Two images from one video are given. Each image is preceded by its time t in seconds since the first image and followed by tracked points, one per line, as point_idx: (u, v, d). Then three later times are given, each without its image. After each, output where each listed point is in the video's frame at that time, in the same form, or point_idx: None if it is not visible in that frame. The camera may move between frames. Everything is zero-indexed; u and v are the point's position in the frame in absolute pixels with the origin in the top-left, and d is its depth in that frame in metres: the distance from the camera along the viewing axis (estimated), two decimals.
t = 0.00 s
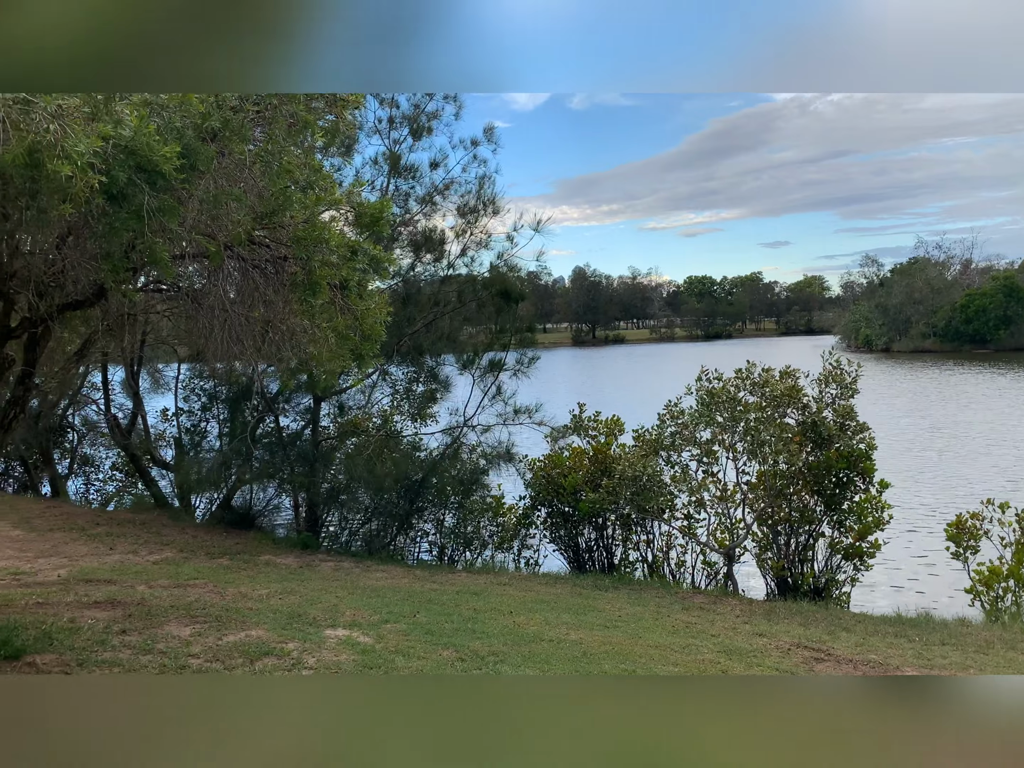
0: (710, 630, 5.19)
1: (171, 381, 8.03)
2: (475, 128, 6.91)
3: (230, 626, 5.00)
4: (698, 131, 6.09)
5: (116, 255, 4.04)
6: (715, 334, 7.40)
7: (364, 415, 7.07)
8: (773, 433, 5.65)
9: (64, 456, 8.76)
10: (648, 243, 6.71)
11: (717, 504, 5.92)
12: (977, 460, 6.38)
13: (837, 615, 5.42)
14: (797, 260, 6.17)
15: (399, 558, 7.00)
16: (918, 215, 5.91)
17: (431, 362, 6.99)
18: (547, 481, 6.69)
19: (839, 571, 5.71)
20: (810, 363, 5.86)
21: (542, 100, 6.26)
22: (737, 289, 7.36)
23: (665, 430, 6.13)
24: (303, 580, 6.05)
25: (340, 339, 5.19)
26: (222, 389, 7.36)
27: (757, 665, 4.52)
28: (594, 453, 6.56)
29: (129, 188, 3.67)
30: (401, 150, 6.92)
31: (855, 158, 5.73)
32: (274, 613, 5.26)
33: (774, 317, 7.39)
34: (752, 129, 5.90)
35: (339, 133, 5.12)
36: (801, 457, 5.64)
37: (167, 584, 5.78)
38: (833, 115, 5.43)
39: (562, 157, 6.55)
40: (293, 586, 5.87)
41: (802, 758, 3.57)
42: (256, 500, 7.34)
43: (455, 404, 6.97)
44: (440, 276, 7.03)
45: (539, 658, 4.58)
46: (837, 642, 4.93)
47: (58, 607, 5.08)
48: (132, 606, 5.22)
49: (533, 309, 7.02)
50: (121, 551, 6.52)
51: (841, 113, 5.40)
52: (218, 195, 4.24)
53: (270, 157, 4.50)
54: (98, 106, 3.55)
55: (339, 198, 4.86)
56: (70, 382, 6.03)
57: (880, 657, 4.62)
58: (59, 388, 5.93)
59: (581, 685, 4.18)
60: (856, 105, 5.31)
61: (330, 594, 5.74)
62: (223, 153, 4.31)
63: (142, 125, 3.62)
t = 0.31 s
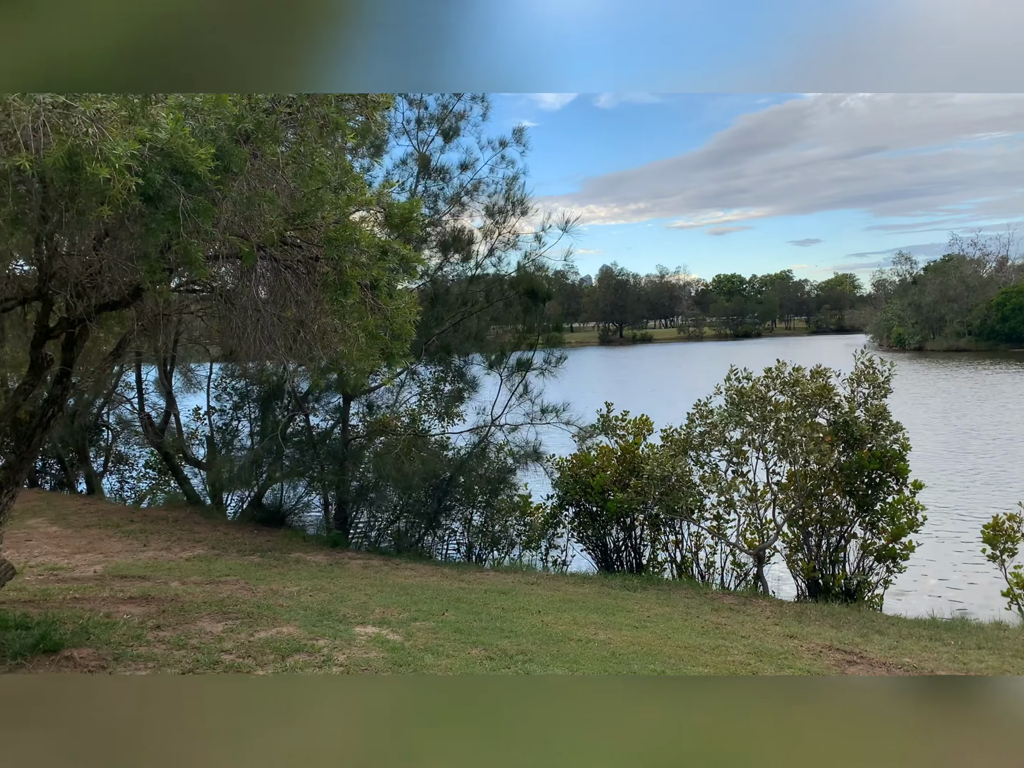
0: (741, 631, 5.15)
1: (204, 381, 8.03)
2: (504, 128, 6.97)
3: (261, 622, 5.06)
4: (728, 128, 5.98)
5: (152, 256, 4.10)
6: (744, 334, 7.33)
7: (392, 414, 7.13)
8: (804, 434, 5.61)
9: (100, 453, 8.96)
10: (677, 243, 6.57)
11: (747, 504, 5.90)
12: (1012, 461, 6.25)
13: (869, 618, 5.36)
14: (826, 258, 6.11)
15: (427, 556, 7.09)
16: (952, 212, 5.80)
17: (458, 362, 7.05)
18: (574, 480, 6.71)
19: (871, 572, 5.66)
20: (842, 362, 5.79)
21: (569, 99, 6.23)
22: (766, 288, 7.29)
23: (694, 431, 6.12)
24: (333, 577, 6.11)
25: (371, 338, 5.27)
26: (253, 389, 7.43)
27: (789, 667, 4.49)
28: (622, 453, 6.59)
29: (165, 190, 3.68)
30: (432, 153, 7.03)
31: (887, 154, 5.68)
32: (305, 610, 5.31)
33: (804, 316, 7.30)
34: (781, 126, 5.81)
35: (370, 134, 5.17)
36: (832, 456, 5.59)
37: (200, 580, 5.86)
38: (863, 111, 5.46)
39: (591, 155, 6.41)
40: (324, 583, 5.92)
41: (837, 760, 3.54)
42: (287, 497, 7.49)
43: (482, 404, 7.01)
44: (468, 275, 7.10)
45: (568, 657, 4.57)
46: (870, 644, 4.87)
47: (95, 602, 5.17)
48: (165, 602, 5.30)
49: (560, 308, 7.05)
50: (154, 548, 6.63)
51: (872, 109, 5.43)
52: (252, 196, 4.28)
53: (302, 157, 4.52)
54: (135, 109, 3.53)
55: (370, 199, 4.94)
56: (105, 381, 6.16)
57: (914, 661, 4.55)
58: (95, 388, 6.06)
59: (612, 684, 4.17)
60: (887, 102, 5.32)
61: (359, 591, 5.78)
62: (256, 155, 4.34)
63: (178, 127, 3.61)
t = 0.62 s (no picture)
0: (778, 634, 5.09)
1: (241, 381, 8.05)
2: (538, 129, 7.02)
3: (298, 620, 5.12)
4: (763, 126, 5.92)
5: (193, 258, 4.16)
6: (779, 334, 7.36)
7: (426, 414, 7.18)
8: (841, 434, 5.54)
9: (140, 452, 9.33)
10: (710, 242, 6.57)
11: (784, 507, 5.82)
12: None
13: (910, 623, 5.26)
14: (864, 256, 5.93)
15: (460, 556, 7.16)
16: (997, 210, 5.57)
17: (491, 363, 7.11)
18: (607, 481, 6.71)
19: (911, 577, 5.57)
20: (881, 362, 5.76)
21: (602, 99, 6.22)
22: (802, 287, 7.08)
23: (730, 431, 6.07)
24: (368, 576, 6.16)
25: (405, 340, 5.36)
26: (290, 388, 7.54)
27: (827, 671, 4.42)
28: (655, 454, 6.58)
29: (205, 193, 3.81)
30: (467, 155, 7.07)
31: (927, 149, 5.52)
32: (340, 608, 5.35)
33: (840, 315, 7.16)
34: (818, 123, 5.74)
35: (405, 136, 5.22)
36: (871, 459, 5.49)
37: (237, 578, 5.95)
38: (904, 106, 5.35)
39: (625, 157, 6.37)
40: (358, 581, 5.97)
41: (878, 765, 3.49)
42: (322, 496, 7.62)
43: (515, 404, 7.07)
44: (501, 276, 7.13)
45: (602, 658, 4.56)
46: (910, 650, 4.78)
47: (136, 598, 5.27)
48: (204, 599, 5.38)
49: (593, 309, 7.05)
50: (193, 545, 6.74)
51: (912, 105, 5.31)
52: (291, 199, 4.35)
53: (339, 160, 4.55)
54: (176, 114, 3.61)
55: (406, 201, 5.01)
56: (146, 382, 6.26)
57: (957, 666, 4.46)
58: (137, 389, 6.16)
59: (649, 686, 4.15)
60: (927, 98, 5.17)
61: (393, 590, 5.82)
62: (294, 158, 4.38)
63: (219, 131, 3.72)
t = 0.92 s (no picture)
0: (819, 641, 5.01)
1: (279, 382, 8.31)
2: (572, 128, 7.00)
3: (336, 619, 5.16)
4: (803, 125, 5.83)
5: (235, 260, 4.19)
6: (819, 334, 7.17)
7: (461, 415, 7.22)
8: (884, 438, 5.56)
9: (181, 453, 9.34)
10: (750, 242, 6.43)
11: (824, 511, 5.79)
12: None
13: (955, 631, 5.15)
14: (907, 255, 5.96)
15: (496, 558, 7.21)
16: None
17: (527, 364, 7.10)
18: (644, 484, 6.77)
19: (957, 584, 5.50)
20: (926, 363, 5.66)
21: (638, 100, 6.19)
22: (843, 288, 7.02)
23: (769, 435, 6.03)
24: (405, 576, 6.20)
25: (443, 342, 5.50)
26: (327, 389, 7.63)
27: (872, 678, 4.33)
28: (693, 458, 6.60)
29: (248, 197, 3.81)
30: (503, 156, 7.09)
31: (974, 148, 5.46)
32: (377, 608, 5.39)
33: (882, 317, 6.93)
34: (860, 121, 5.67)
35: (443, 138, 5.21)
36: (915, 463, 5.48)
37: (277, 577, 6.02)
38: (949, 104, 5.31)
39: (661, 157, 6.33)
40: (395, 582, 6.01)
41: None
42: (359, 497, 7.68)
43: (551, 407, 7.03)
44: (537, 278, 7.12)
45: (640, 662, 4.53)
46: (957, 658, 4.67)
47: (179, 596, 5.36)
48: (244, 598, 5.46)
49: (630, 309, 7.05)
50: (233, 544, 6.84)
51: (958, 103, 5.28)
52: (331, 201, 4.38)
53: (378, 163, 4.58)
54: (219, 119, 3.67)
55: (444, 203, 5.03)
56: (189, 383, 6.35)
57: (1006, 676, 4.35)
58: (179, 390, 6.25)
59: (690, 691, 4.12)
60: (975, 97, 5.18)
61: (430, 590, 5.85)
62: (333, 162, 4.42)
63: (261, 135, 3.75)
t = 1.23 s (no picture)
0: (849, 645, 4.94)
1: (308, 382, 8.15)
2: (595, 128, 7.06)
3: (363, 619, 5.18)
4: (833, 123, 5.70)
5: (264, 262, 4.23)
6: (850, 335, 7.05)
7: (487, 416, 7.32)
8: (917, 441, 5.57)
9: (211, 453, 9.57)
10: (779, 243, 6.32)
11: (855, 514, 5.81)
12: None
13: (990, 637, 5.06)
14: (939, 256, 5.86)
15: (522, 559, 7.24)
16: None
17: (552, 365, 7.12)
18: (671, 486, 6.76)
19: (991, 589, 5.37)
20: (961, 365, 5.57)
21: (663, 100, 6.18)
22: (873, 288, 6.88)
23: (799, 436, 6.11)
24: (431, 576, 6.23)
25: (468, 341, 5.37)
26: (354, 390, 7.71)
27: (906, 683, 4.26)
28: (721, 459, 6.53)
29: (276, 199, 3.83)
30: (529, 156, 7.14)
31: (1008, 144, 5.38)
32: (403, 608, 5.41)
33: (913, 317, 6.80)
34: (891, 119, 5.57)
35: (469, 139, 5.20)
36: (948, 466, 5.41)
37: (304, 576, 6.08)
38: (983, 102, 5.22)
39: (686, 155, 6.23)
40: (421, 582, 6.03)
41: None
42: (385, 497, 7.78)
43: (577, 407, 7.05)
44: (562, 277, 7.19)
45: (666, 664, 4.51)
46: (992, 665, 4.59)
47: (209, 595, 5.42)
48: (273, 596, 5.50)
49: (656, 310, 7.04)
50: (262, 544, 6.90)
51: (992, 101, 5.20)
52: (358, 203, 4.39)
53: (405, 164, 4.59)
54: (249, 122, 3.75)
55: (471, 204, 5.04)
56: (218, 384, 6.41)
57: None
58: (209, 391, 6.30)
59: (720, 693, 4.09)
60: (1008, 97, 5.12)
61: (456, 591, 5.86)
62: (361, 165, 4.44)
63: (289, 139, 3.79)
